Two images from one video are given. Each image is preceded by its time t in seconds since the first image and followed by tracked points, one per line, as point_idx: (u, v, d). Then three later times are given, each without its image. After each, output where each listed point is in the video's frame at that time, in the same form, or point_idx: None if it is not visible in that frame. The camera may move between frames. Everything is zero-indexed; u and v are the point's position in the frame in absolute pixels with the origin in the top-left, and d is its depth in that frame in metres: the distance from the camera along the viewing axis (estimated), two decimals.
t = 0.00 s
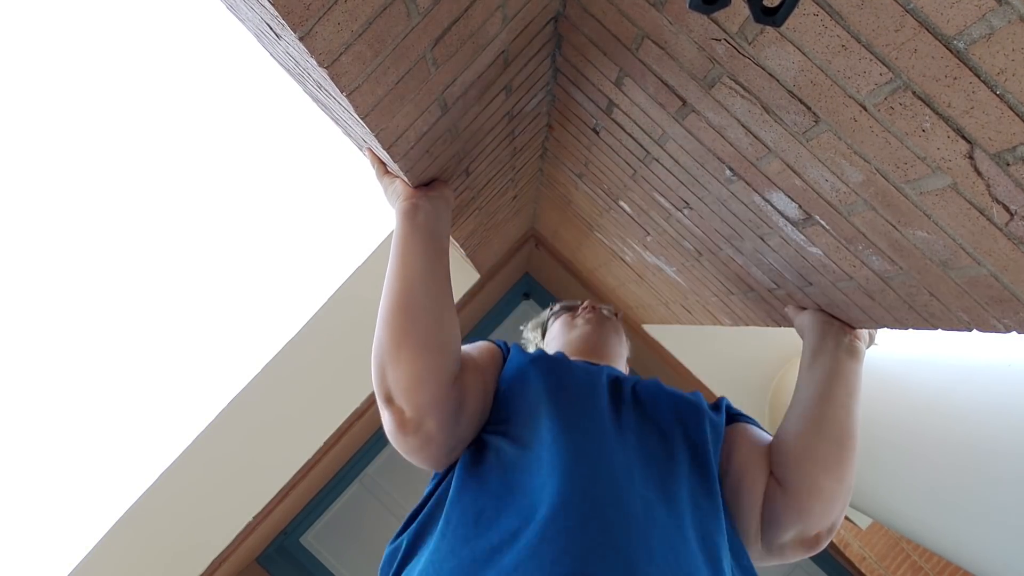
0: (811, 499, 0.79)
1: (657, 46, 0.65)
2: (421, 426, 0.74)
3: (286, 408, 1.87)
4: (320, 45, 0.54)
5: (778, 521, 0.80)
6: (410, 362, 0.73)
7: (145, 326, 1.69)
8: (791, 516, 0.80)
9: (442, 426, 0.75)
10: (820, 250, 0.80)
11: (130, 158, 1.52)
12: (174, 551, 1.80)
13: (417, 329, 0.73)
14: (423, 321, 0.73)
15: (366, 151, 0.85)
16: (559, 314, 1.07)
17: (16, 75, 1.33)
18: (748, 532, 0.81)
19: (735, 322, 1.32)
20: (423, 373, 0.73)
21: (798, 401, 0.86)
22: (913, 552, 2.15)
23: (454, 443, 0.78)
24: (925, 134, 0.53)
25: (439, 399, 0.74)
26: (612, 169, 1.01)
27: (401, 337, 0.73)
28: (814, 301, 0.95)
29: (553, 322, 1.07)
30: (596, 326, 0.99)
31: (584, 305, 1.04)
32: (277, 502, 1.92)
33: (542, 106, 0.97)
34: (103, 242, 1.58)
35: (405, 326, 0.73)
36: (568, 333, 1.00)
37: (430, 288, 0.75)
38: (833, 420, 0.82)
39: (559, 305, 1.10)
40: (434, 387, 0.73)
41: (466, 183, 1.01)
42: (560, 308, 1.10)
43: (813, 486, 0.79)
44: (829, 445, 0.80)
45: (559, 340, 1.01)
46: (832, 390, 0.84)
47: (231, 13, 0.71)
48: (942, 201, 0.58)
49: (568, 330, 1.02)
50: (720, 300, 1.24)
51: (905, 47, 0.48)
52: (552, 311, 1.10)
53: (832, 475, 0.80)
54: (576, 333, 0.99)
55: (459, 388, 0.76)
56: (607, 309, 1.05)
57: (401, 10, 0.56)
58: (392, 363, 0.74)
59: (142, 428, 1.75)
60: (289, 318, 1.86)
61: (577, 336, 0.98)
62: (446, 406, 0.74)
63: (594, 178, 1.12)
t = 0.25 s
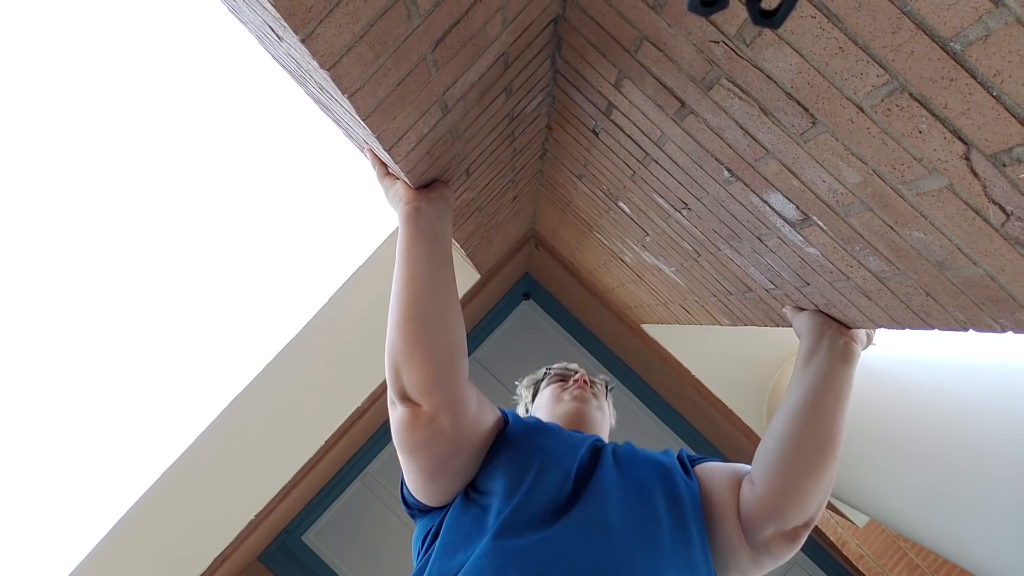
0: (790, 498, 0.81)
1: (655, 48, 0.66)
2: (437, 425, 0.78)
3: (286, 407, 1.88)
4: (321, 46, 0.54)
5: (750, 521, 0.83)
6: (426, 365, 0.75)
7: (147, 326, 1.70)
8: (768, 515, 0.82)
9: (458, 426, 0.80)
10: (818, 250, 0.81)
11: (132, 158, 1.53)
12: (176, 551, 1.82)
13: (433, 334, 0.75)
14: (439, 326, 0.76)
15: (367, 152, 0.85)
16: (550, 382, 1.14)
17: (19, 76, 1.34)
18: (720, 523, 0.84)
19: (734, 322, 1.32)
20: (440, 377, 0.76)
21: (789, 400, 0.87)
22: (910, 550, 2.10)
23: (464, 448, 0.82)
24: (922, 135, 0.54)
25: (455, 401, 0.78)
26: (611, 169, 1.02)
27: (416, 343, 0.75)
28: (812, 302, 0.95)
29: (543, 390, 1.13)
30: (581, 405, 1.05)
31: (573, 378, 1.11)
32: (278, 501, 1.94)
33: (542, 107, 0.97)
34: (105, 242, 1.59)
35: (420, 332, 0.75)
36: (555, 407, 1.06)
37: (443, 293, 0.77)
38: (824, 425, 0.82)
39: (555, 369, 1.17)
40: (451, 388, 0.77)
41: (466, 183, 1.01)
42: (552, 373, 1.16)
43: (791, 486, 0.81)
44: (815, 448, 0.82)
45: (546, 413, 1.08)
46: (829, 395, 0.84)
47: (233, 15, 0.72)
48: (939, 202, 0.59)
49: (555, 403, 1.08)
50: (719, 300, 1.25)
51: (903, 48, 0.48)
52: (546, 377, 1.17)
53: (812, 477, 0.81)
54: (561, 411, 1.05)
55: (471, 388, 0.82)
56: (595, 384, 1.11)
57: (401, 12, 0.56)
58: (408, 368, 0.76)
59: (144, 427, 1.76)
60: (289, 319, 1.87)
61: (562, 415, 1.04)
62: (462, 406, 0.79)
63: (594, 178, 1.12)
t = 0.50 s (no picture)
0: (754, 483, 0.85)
1: (656, 48, 0.66)
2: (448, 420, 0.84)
3: (286, 407, 1.88)
4: (321, 46, 0.55)
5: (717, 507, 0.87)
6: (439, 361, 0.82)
7: (147, 326, 1.70)
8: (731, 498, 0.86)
9: (468, 424, 0.84)
10: (819, 250, 0.81)
11: (132, 158, 1.53)
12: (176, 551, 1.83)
13: (445, 333, 0.81)
14: (450, 327, 0.81)
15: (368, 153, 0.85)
16: (542, 440, 1.15)
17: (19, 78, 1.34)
18: (690, 505, 0.90)
19: (734, 322, 1.32)
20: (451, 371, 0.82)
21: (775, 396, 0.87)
22: (909, 550, 2.10)
23: (473, 451, 0.86)
24: (923, 134, 0.54)
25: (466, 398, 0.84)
26: (612, 170, 1.02)
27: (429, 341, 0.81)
28: (813, 302, 0.95)
29: (534, 449, 1.15)
30: (568, 470, 1.06)
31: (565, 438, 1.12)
32: (279, 502, 1.96)
33: (543, 106, 0.97)
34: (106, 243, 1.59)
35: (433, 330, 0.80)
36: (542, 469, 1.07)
37: (455, 298, 0.83)
38: (806, 424, 0.85)
39: (551, 424, 1.18)
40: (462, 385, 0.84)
41: (466, 183, 1.01)
42: (545, 430, 1.17)
43: (756, 471, 0.85)
44: (789, 441, 0.85)
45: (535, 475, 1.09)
46: (818, 397, 0.85)
47: (233, 14, 0.72)
48: (939, 202, 0.59)
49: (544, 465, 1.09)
50: (719, 300, 1.25)
51: (903, 48, 0.48)
52: (541, 430, 1.19)
53: (781, 469, 0.85)
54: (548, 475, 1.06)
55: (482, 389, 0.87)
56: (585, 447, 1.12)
57: (401, 11, 0.56)
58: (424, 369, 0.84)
59: (145, 427, 1.76)
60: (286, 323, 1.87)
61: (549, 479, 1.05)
62: (472, 403, 0.84)
63: (594, 178, 1.12)
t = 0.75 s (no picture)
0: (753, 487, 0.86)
1: (656, 48, 0.66)
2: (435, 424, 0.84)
3: (287, 407, 1.89)
4: (321, 46, 0.55)
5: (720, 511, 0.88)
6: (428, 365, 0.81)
7: (147, 327, 1.70)
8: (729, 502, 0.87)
9: (456, 430, 0.84)
10: (819, 250, 0.81)
11: (132, 158, 1.53)
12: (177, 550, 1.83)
13: (435, 337, 0.81)
14: (440, 332, 0.81)
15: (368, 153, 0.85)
16: (540, 443, 1.15)
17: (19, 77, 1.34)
18: (690, 509, 0.90)
19: (734, 322, 1.32)
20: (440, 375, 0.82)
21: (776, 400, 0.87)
22: (909, 550, 2.10)
23: (457, 460, 0.85)
24: (923, 134, 0.54)
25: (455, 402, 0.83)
26: (612, 169, 1.02)
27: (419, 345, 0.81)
28: (813, 302, 0.95)
29: (531, 451, 1.14)
30: (565, 472, 1.06)
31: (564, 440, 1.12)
32: (278, 502, 1.94)
33: (542, 106, 0.97)
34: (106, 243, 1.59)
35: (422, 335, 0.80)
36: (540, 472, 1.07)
37: (447, 303, 0.82)
38: (804, 427, 0.85)
39: (546, 427, 1.18)
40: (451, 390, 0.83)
41: (466, 184, 1.01)
42: (543, 433, 1.17)
43: (755, 476, 0.85)
44: (786, 446, 0.85)
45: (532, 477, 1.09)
46: (815, 400, 0.85)
47: (233, 14, 0.72)
48: (939, 202, 0.59)
49: (542, 467, 1.09)
50: (719, 300, 1.25)
51: (903, 48, 0.48)
52: (538, 433, 1.19)
53: (783, 473, 0.86)
54: (545, 477, 1.06)
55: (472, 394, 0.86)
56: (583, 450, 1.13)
57: (401, 11, 0.56)
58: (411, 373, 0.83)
59: (145, 427, 1.76)
60: (287, 321, 1.87)
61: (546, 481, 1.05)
62: (461, 409, 0.84)
63: (594, 178, 1.12)
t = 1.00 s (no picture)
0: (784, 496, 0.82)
1: (656, 48, 0.66)
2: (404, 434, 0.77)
3: (287, 407, 1.89)
4: (321, 46, 0.55)
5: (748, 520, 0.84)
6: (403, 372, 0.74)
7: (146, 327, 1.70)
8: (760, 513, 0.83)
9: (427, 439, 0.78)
10: (819, 250, 0.80)
11: (132, 158, 1.53)
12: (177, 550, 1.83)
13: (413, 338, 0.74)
14: (419, 334, 0.74)
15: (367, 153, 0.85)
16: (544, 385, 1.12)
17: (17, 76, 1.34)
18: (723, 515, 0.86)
19: (734, 322, 1.32)
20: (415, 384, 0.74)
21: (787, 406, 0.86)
22: (909, 550, 2.10)
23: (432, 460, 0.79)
24: (923, 134, 0.54)
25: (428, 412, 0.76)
26: (612, 169, 1.02)
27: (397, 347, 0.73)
28: (813, 302, 0.95)
29: (537, 393, 1.11)
30: (574, 411, 1.02)
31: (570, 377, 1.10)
32: (278, 501, 1.92)
33: (542, 106, 0.97)
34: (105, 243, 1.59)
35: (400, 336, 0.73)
36: (546, 411, 1.04)
37: (430, 304, 0.76)
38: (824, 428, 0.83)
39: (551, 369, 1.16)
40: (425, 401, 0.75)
41: (466, 183, 1.01)
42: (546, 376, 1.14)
43: (781, 484, 0.82)
44: (810, 449, 0.82)
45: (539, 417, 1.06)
46: (828, 396, 0.84)
47: (233, 13, 0.72)
48: (939, 202, 0.59)
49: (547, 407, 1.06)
50: (718, 300, 1.25)
51: (903, 48, 0.48)
52: (543, 375, 1.16)
53: (811, 484, 0.82)
54: (554, 416, 1.02)
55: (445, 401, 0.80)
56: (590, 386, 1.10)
57: (401, 11, 0.56)
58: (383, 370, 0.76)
59: (144, 427, 1.76)
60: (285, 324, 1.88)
61: (555, 420, 1.02)
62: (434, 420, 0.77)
63: (594, 178, 1.12)
